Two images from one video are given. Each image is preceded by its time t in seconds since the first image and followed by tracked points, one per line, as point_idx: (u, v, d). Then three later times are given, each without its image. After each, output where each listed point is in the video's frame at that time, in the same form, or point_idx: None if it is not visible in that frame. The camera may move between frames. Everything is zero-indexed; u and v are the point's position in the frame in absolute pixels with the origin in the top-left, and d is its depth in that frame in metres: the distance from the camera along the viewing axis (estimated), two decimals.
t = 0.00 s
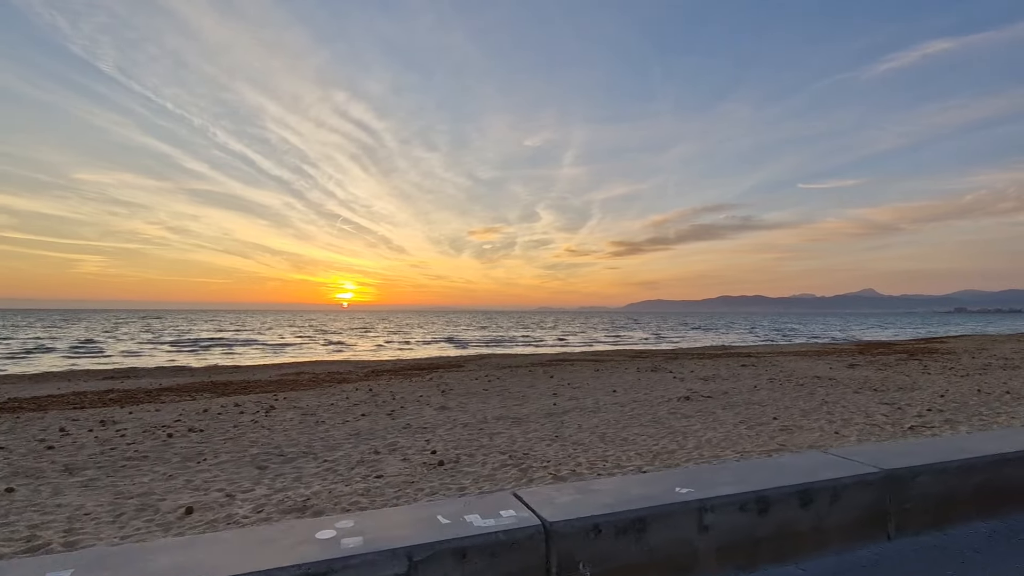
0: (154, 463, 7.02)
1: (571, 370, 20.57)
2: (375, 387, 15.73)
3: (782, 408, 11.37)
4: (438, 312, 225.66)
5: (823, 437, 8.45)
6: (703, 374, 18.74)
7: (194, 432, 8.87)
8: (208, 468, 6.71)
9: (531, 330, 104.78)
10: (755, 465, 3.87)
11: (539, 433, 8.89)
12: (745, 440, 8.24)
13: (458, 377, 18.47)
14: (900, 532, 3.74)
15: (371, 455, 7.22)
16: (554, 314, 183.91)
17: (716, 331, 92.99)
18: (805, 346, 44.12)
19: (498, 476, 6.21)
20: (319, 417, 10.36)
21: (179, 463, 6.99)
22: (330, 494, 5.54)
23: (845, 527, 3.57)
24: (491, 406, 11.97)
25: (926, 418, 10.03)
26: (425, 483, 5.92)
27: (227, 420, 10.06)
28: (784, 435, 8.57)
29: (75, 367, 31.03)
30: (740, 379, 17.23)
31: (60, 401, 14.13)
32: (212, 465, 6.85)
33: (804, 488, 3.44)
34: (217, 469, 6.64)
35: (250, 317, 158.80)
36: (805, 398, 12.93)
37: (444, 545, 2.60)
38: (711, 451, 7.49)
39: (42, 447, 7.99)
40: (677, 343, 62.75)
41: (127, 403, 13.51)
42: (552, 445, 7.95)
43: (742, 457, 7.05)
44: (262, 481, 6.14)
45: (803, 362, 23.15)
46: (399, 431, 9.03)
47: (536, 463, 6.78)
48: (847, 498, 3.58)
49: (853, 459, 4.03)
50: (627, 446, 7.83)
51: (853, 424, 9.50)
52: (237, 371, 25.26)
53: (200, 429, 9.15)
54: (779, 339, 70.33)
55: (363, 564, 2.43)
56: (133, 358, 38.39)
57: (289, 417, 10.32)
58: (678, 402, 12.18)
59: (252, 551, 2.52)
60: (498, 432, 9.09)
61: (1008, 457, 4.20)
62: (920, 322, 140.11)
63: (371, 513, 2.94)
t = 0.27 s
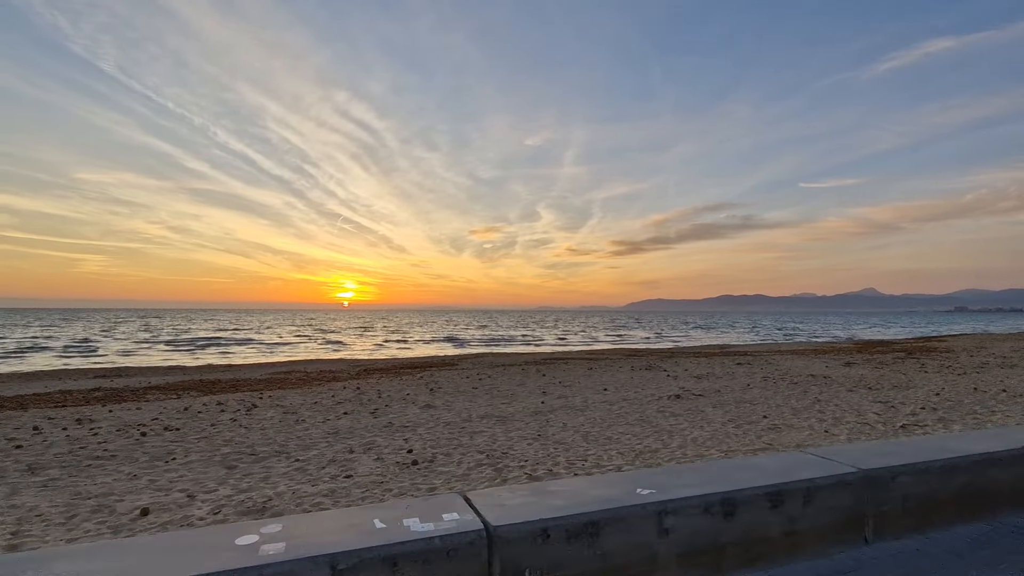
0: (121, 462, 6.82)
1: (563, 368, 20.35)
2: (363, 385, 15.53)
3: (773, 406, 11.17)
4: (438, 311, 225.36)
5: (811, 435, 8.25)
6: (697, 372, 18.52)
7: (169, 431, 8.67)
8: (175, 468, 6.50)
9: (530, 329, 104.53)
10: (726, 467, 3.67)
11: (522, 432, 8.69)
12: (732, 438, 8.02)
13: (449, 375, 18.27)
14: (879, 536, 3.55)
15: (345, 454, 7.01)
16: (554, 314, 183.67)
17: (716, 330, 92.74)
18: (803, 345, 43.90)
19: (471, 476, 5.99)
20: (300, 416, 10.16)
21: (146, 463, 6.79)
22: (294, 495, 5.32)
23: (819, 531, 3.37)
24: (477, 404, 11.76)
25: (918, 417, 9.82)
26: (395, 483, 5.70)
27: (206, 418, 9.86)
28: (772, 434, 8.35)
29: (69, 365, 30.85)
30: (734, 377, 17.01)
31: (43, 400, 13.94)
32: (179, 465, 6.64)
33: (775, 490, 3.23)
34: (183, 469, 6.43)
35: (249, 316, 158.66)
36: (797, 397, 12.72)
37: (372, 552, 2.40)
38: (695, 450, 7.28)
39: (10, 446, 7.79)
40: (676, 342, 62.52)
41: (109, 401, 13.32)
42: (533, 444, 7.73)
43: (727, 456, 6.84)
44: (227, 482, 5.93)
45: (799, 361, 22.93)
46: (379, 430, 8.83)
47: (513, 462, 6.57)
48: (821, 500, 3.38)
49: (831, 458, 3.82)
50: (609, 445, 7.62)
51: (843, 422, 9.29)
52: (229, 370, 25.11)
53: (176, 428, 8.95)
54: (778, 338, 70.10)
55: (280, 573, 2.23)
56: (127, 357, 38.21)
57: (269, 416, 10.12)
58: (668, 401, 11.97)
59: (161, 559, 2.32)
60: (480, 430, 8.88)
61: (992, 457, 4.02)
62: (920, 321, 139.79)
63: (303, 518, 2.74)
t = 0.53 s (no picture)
0: (81, 471, 6.59)
1: (556, 370, 20.09)
2: (350, 388, 15.30)
3: (763, 411, 10.90)
4: (438, 311, 225.22)
5: (800, 442, 7.99)
6: (691, 375, 18.26)
7: (141, 437, 8.45)
8: (135, 478, 6.28)
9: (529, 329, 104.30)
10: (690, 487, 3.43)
11: (502, 438, 8.43)
12: (717, 446, 7.76)
13: (438, 377, 18.02)
14: (851, 560, 3.30)
15: (314, 463, 6.77)
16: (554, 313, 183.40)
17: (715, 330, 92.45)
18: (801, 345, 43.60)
19: (439, 488, 5.74)
20: (279, 420, 9.93)
21: (106, 472, 6.56)
22: (249, 508, 5.08)
23: (786, 556, 3.14)
24: (462, 408, 11.51)
25: (911, 422, 9.56)
26: (358, 496, 5.45)
27: (181, 423, 9.64)
28: (758, 441, 8.09)
29: (63, 366, 30.74)
30: (727, 379, 16.75)
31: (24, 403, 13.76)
32: (140, 474, 6.41)
33: (736, 512, 2.99)
34: (143, 479, 6.20)
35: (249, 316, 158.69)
36: (790, 400, 12.46)
37: None
38: (676, 458, 7.02)
39: None
40: (674, 343, 62.26)
41: (91, 404, 13.13)
42: (511, 451, 7.48)
43: (708, 466, 6.58)
44: (186, 493, 5.70)
45: (795, 362, 22.66)
46: (355, 436, 8.58)
47: (486, 473, 6.31)
48: (788, 523, 3.14)
49: (803, 475, 3.58)
50: (589, 453, 7.36)
51: (834, 428, 9.03)
52: (221, 371, 24.93)
53: (148, 433, 8.73)
54: (777, 338, 69.80)
55: None
56: (122, 357, 38.09)
57: (247, 420, 9.90)
58: (656, 404, 11.71)
59: None
60: (459, 436, 8.63)
61: (978, 472, 3.73)
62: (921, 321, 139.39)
63: (213, 549, 2.50)
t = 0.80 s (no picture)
0: (41, 472, 6.40)
1: (547, 369, 19.86)
2: (336, 386, 15.10)
3: (752, 410, 10.69)
4: (438, 310, 224.97)
5: (784, 442, 7.79)
6: (683, 373, 18.06)
7: (112, 437, 8.26)
8: (94, 479, 6.08)
9: (528, 329, 104.01)
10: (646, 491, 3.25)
11: (481, 438, 8.21)
12: (699, 446, 7.56)
13: (428, 376, 17.81)
14: (816, 568, 3.11)
15: (282, 463, 6.57)
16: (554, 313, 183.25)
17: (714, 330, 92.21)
18: (799, 344, 43.32)
19: (405, 490, 5.53)
20: (257, 420, 9.72)
21: (67, 472, 6.37)
22: (202, 511, 4.88)
23: (744, 564, 2.94)
24: (446, 407, 11.30)
25: (901, 421, 9.35)
26: (317, 498, 5.24)
27: (157, 422, 9.44)
28: (742, 441, 7.88)
29: (53, 365, 30.50)
30: (719, 378, 16.54)
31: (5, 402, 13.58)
32: (100, 475, 6.22)
33: (688, 518, 2.80)
34: (102, 481, 6.00)
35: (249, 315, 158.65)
36: (779, 399, 12.25)
37: None
38: (655, 458, 6.81)
39: None
40: (672, 343, 62.01)
41: (71, 404, 12.95)
42: (487, 451, 7.27)
43: (686, 467, 6.38)
44: (142, 495, 5.50)
45: (790, 361, 22.44)
46: (331, 436, 8.37)
47: (456, 473, 6.10)
48: (747, 528, 2.95)
49: (767, 477, 3.39)
50: (567, 453, 7.15)
51: (821, 427, 8.81)
52: (212, 370, 24.70)
53: (120, 433, 8.53)
54: (776, 338, 69.55)
55: None
56: (115, 356, 37.84)
57: (224, 420, 9.70)
58: (644, 404, 11.50)
59: None
60: (437, 435, 8.42)
61: (953, 475, 3.56)
62: (921, 320, 139.05)
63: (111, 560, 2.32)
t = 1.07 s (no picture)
0: None
1: (539, 370, 19.67)
2: (323, 388, 14.93)
3: (740, 414, 10.49)
4: (438, 310, 224.90)
5: (768, 447, 7.60)
6: (675, 375, 17.87)
7: (83, 441, 8.11)
8: (51, 487, 5.91)
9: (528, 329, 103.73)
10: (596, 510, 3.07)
11: (458, 443, 8.03)
12: (679, 453, 7.36)
13: (418, 377, 17.64)
14: None
15: (248, 469, 6.39)
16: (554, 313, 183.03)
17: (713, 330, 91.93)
18: (797, 344, 43.11)
19: (368, 499, 5.34)
20: (234, 424, 9.55)
21: (26, 480, 6.20)
22: (152, 523, 4.71)
23: None
24: (430, 410, 11.13)
25: (890, 425, 9.16)
26: (275, 508, 5.06)
27: (132, 426, 9.28)
28: (725, 447, 7.69)
29: (47, 365, 30.41)
30: (711, 380, 16.35)
31: None
32: (59, 482, 6.04)
33: (631, 540, 2.63)
34: (59, 489, 5.83)
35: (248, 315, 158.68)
36: (770, 402, 12.05)
37: None
38: (632, 466, 6.63)
39: None
40: (671, 343, 61.79)
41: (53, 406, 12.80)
42: (461, 457, 7.08)
43: (663, 475, 6.19)
44: (97, 504, 5.33)
45: (786, 362, 22.24)
46: (305, 441, 8.19)
47: (425, 481, 5.91)
48: (698, 549, 2.77)
49: (725, 492, 3.21)
50: (544, 460, 6.96)
51: (808, 431, 8.63)
52: (204, 370, 24.60)
53: (91, 437, 8.36)
54: (775, 338, 69.25)
55: None
56: (110, 357, 37.75)
57: (201, 423, 9.52)
58: (631, 407, 11.32)
59: None
60: (414, 440, 8.23)
61: (925, 489, 3.37)
62: (922, 320, 138.58)
63: None
